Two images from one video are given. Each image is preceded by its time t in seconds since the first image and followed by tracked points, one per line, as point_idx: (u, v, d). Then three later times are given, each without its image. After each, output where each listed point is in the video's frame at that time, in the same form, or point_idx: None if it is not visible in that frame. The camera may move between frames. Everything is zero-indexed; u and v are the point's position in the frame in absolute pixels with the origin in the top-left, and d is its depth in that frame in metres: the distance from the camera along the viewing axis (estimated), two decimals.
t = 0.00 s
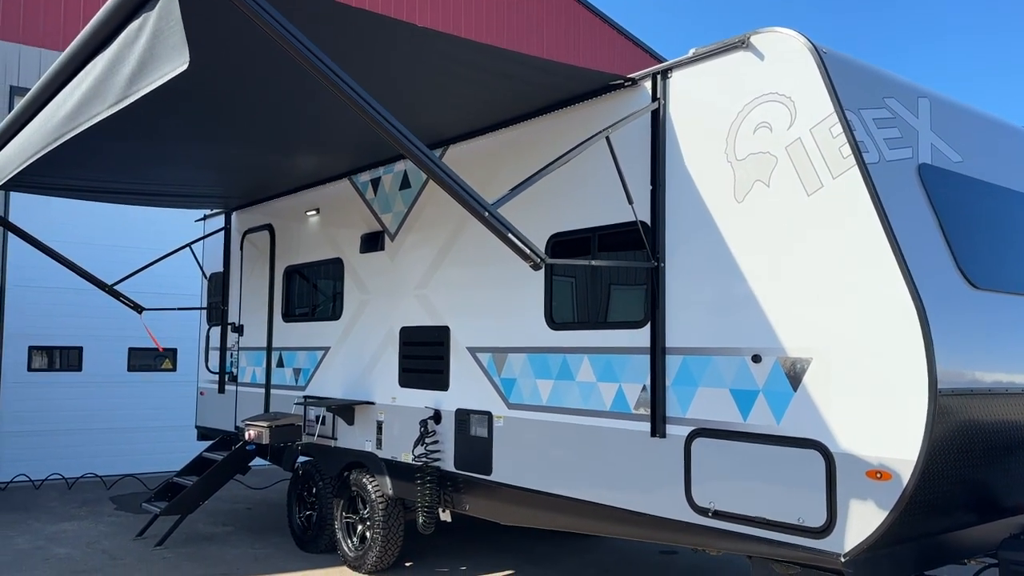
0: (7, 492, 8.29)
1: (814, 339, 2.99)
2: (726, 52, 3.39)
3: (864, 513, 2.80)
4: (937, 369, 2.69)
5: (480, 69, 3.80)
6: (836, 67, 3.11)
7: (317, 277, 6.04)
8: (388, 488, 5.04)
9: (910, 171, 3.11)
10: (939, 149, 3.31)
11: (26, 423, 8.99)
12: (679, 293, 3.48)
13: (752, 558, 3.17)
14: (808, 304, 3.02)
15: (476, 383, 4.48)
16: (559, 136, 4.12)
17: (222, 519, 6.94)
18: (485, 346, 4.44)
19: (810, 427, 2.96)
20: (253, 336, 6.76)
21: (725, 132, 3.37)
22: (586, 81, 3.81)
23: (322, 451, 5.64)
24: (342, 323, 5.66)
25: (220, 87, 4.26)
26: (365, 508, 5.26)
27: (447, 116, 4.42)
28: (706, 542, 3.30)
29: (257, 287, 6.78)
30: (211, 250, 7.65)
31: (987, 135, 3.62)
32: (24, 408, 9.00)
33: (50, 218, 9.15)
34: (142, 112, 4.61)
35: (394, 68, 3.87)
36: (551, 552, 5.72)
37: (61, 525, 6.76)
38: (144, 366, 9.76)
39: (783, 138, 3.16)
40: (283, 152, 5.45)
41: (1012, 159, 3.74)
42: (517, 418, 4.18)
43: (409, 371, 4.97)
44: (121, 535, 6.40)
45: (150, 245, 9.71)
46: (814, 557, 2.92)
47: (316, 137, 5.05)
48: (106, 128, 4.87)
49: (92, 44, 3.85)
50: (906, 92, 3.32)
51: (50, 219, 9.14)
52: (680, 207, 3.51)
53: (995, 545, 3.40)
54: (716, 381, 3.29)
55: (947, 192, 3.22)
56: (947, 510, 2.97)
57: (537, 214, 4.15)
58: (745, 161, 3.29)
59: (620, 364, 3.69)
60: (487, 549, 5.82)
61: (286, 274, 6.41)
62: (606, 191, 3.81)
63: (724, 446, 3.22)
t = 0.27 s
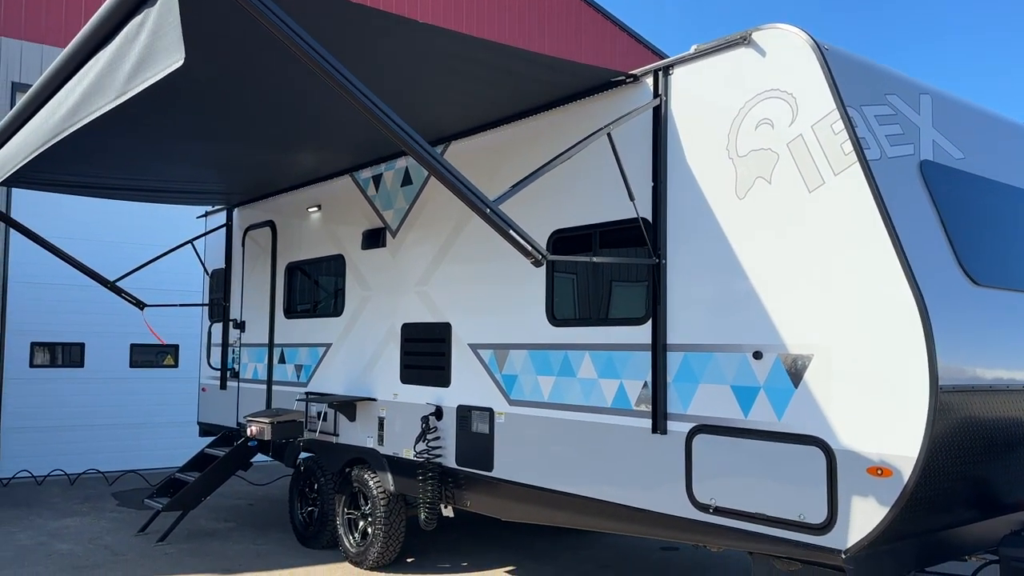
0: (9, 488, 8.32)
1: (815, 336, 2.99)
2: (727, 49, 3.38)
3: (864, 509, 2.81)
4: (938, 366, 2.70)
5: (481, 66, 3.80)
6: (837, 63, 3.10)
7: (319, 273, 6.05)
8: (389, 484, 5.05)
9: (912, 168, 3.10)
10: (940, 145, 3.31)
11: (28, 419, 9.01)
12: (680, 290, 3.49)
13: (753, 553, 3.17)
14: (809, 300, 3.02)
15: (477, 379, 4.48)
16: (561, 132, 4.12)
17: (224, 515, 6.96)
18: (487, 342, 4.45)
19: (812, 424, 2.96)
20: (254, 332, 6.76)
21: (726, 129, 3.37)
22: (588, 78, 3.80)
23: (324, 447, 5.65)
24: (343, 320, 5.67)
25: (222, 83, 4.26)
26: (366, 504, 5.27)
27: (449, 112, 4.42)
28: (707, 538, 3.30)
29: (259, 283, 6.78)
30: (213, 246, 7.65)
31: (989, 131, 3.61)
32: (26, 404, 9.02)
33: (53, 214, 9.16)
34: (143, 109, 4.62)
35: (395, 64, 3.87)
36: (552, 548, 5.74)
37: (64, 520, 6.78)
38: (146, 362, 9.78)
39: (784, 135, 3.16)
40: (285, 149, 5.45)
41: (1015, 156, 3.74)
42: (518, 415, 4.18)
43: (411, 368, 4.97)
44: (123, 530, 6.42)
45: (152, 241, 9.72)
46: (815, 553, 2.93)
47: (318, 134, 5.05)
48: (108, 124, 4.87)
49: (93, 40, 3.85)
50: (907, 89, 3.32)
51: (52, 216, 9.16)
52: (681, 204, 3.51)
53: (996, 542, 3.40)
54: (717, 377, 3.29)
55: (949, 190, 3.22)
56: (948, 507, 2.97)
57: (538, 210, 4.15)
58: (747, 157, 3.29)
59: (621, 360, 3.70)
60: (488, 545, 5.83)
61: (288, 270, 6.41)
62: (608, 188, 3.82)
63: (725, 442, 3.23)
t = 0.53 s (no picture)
0: (10, 485, 8.33)
1: (815, 334, 2.99)
2: (728, 47, 3.38)
3: (863, 508, 2.81)
4: (937, 365, 2.70)
5: (482, 64, 3.80)
6: (837, 62, 3.10)
7: (320, 271, 6.05)
8: (389, 482, 5.06)
9: (912, 166, 3.10)
10: (940, 143, 3.31)
11: (29, 416, 9.04)
12: (680, 288, 3.49)
13: (752, 551, 3.18)
14: (808, 299, 3.02)
15: (477, 377, 4.49)
16: (561, 130, 4.12)
17: (224, 512, 6.97)
18: (487, 340, 4.45)
19: (811, 423, 2.97)
20: (255, 330, 6.77)
21: (726, 128, 3.37)
22: (588, 76, 3.81)
23: (324, 444, 5.66)
24: (344, 317, 5.68)
25: (222, 81, 4.27)
26: (367, 502, 5.28)
27: (450, 110, 4.43)
28: (706, 536, 3.31)
29: (260, 281, 6.79)
30: (214, 243, 7.66)
31: (989, 129, 3.61)
32: (27, 401, 9.04)
33: (54, 212, 9.18)
34: (143, 106, 4.62)
35: (395, 62, 3.87)
36: (551, 546, 5.74)
37: (65, 517, 6.80)
38: (147, 360, 9.79)
39: (784, 133, 3.16)
40: (285, 146, 5.45)
41: (1015, 154, 3.74)
42: (518, 413, 4.19)
43: (411, 365, 4.98)
44: (124, 527, 6.44)
45: (153, 239, 9.72)
46: (814, 551, 2.93)
47: (319, 131, 5.05)
48: (108, 122, 4.88)
49: (93, 38, 3.86)
50: (908, 87, 3.32)
51: (53, 214, 9.17)
52: (681, 202, 3.51)
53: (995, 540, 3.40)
54: (717, 376, 3.29)
55: (949, 188, 3.22)
56: (947, 505, 2.97)
57: (538, 208, 4.16)
58: (747, 156, 3.29)
59: (621, 358, 3.70)
60: (488, 543, 5.83)
61: (289, 268, 6.41)
62: (608, 186, 3.82)
63: (724, 440, 3.23)
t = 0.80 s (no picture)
0: (10, 483, 8.34)
1: (813, 334, 2.99)
2: (727, 47, 3.38)
3: (861, 508, 2.80)
4: (935, 365, 2.70)
5: (481, 63, 3.80)
6: (836, 61, 3.10)
7: (320, 270, 6.04)
8: (388, 481, 5.05)
9: (911, 167, 3.10)
10: (939, 143, 3.30)
11: (29, 415, 9.04)
12: (679, 288, 3.48)
13: (750, 552, 3.17)
14: (807, 298, 3.02)
15: (476, 377, 4.48)
16: (560, 130, 4.12)
17: (223, 511, 6.97)
18: (486, 339, 4.45)
19: (809, 423, 2.96)
20: (254, 329, 6.77)
21: (725, 128, 3.37)
22: (587, 75, 3.80)
23: (323, 444, 5.65)
24: (343, 317, 5.68)
25: (221, 80, 4.26)
26: (365, 501, 5.28)
27: (449, 109, 4.42)
28: (704, 536, 3.31)
29: (259, 280, 6.78)
30: (214, 242, 7.66)
31: (988, 129, 3.60)
32: (27, 400, 9.04)
33: (55, 212, 9.19)
34: (143, 106, 4.62)
35: (394, 61, 3.87)
36: (550, 545, 5.74)
37: (64, 516, 6.80)
38: (146, 358, 9.79)
39: (783, 133, 3.16)
40: (285, 146, 5.45)
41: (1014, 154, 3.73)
42: (516, 412, 4.19)
43: (410, 365, 4.98)
44: (123, 526, 6.44)
45: (153, 238, 9.72)
46: (812, 552, 2.93)
47: (318, 130, 5.05)
48: (107, 121, 4.88)
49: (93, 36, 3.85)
50: (907, 87, 3.31)
51: (54, 213, 9.18)
52: (680, 202, 3.51)
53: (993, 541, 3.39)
54: (715, 375, 3.29)
55: (948, 188, 3.21)
56: (945, 506, 2.97)
57: (537, 207, 4.15)
58: (745, 155, 3.29)
59: (619, 358, 3.70)
60: (486, 542, 5.83)
61: (288, 267, 6.41)
62: (607, 185, 3.81)
63: (722, 440, 3.23)
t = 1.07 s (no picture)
0: (8, 484, 8.33)
1: (809, 337, 2.98)
2: (724, 49, 3.37)
3: (855, 512, 2.80)
4: (931, 369, 2.69)
5: (478, 65, 3.79)
6: (832, 64, 3.09)
7: (318, 272, 6.04)
8: (385, 483, 5.05)
9: (907, 170, 3.09)
10: (936, 147, 3.30)
11: (27, 415, 9.03)
12: (675, 291, 3.48)
13: (746, 555, 3.16)
14: (802, 302, 3.01)
15: (473, 379, 4.48)
16: (557, 132, 4.11)
17: (220, 513, 6.96)
18: (483, 341, 4.44)
19: (804, 427, 2.95)
20: (252, 330, 6.77)
21: (722, 130, 3.36)
22: (584, 78, 3.80)
23: (320, 445, 5.65)
24: (340, 318, 5.68)
25: (219, 81, 4.26)
26: (362, 503, 5.27)
27: (446, 111, 4.42)
28: (700, 540, 3.30)
29: (257, 281, 6.78)
30: (212, 243, 7.65)
31: (985, 132, 3.60)
32: (25, 400, 9.03)
33: (55, 213, 9.19)
34: (140, 107, 4.62)
35: (392, 63, 3.86)
36: (547, 548, 5.73)
37: (60, 517, 6.78)
38: (145, 359, 9.79)
39: (779, 136, 3.15)
40: (283, 147, 5.45)
41: (1011, 158, 3.72)
42: (512, 415, 4.18)
43: (407, 367, 4.97)
44: (119, 527, 6.43)
45: (152, 239, 9.73)
46: (807, 556, 2.92)
47: (316, 132, 5.04)
48: (105, 122, 4.87)
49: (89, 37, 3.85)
50: (904, 90, 3.31)
51: (54, 215, 9.18)
52: (676, 205, 3.50)
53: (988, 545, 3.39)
54: (711, 379, 3.28)
55: (944, 192, 3.21)
56: (941, 510, 2.96)
57: (534, 210, 4.15)
58: (742, 158, 3.28)
59: (616, 361, 3.69)
60: (483, 545, 5.82)
61: (286, 268, 6.41)
62: (603, 188, 3.81)
63: (718, 444, 3.22)
